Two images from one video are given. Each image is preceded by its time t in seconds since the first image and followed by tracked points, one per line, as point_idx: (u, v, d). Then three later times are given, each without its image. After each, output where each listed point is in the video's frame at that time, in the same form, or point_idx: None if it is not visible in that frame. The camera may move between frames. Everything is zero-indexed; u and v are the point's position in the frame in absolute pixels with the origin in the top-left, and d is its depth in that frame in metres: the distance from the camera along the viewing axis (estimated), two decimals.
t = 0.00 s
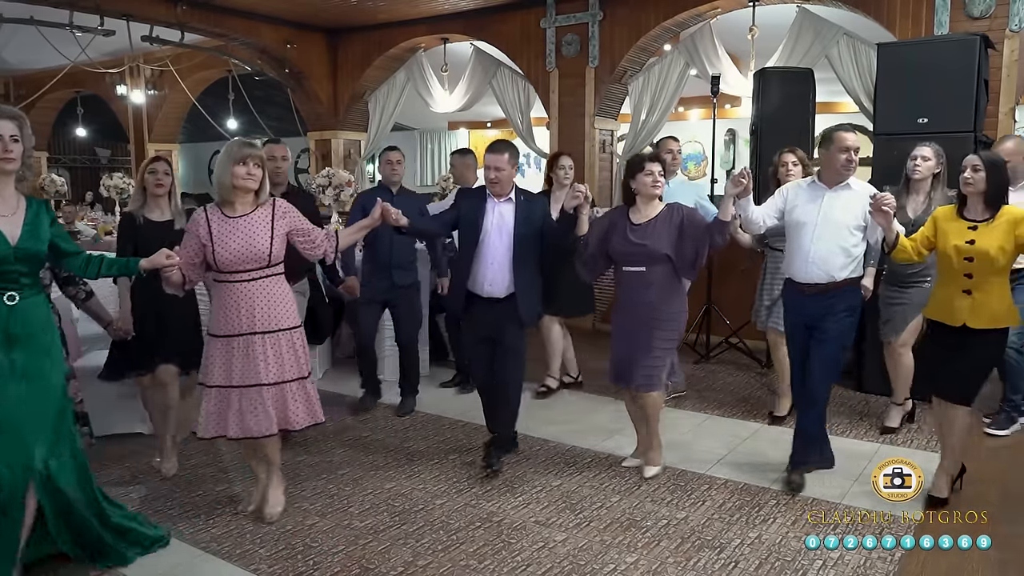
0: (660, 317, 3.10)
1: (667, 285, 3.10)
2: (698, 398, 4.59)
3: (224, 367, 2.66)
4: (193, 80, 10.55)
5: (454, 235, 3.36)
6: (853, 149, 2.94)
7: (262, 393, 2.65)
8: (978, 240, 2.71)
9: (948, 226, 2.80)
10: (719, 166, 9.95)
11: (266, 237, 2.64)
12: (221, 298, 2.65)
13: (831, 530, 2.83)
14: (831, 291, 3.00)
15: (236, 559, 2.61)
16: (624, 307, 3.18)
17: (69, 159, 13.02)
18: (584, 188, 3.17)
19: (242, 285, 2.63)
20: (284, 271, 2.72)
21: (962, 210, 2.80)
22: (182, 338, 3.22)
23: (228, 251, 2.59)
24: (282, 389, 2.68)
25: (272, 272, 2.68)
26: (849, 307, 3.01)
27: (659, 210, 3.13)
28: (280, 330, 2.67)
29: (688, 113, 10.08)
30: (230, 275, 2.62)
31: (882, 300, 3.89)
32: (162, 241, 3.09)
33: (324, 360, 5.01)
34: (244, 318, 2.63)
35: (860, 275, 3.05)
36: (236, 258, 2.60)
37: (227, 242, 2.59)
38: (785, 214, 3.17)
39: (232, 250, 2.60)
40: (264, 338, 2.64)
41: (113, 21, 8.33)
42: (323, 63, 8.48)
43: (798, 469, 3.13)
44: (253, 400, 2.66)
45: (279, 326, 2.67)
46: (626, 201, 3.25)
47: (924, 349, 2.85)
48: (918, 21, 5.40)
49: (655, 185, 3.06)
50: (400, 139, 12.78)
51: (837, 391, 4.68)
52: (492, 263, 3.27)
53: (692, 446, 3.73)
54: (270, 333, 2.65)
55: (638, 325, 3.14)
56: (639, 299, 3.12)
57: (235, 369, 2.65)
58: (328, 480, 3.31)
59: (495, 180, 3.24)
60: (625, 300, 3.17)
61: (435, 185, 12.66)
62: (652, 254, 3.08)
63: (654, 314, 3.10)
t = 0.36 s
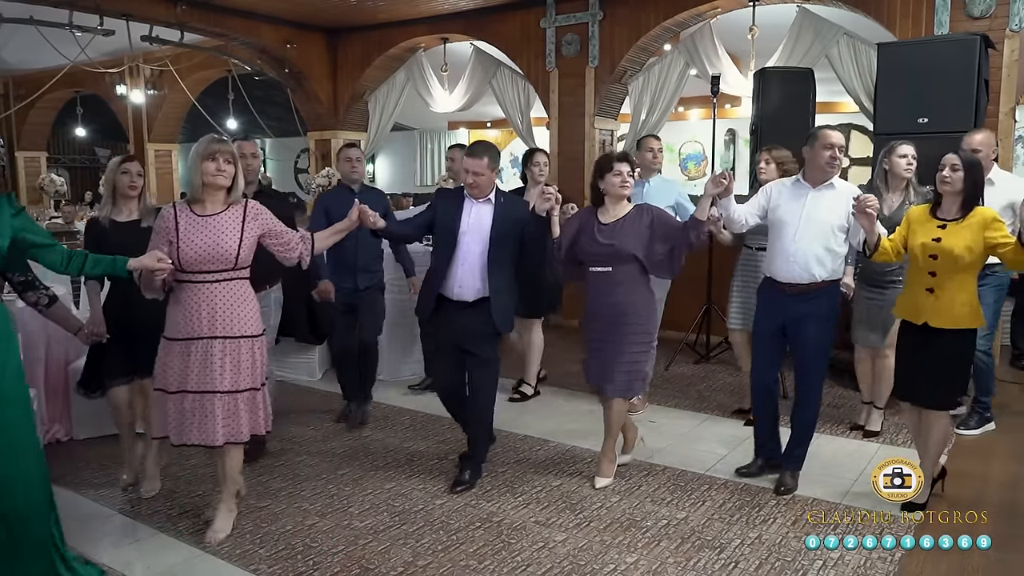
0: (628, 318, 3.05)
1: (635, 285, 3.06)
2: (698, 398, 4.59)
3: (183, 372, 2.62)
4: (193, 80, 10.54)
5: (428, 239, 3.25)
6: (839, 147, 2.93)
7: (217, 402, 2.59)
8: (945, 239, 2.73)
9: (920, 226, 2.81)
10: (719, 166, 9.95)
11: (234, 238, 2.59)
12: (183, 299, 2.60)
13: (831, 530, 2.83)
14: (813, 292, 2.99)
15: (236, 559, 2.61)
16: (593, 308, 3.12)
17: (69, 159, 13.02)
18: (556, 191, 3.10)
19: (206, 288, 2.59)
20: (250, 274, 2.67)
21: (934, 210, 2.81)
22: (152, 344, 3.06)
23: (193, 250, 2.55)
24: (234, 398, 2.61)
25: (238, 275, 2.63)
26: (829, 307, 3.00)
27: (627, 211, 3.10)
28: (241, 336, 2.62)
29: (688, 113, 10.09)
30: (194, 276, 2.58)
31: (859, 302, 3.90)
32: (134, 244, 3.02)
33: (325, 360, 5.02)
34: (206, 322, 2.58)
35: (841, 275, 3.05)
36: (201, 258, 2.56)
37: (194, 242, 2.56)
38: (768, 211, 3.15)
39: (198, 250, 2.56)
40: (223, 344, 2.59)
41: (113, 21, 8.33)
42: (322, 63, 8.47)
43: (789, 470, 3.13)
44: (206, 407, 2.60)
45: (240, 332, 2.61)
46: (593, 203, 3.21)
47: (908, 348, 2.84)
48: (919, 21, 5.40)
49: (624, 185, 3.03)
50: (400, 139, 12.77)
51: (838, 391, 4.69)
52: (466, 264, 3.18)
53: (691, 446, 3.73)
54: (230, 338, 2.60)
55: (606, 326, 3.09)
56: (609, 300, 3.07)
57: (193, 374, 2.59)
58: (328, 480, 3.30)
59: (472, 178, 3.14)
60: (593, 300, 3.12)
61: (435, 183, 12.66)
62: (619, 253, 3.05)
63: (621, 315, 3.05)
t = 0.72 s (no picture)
0: (609, 316, 3.09)
1: (616, 282, 3.10)
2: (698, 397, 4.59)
3: (163, 377, 2.56)
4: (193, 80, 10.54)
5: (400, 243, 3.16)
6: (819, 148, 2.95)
7: (205, 405, 2.58)
8: (927, 238, 2.75)
9: (900, 225, 2.84)
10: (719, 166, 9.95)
11: (214, 239, 2.59)
12: (162, 301, 2.56)
13: (831, 530, 2.83)
14: (797, 292, 2.99)
15: (236, 560, 2.61)
16: (573, 306, 3.14)
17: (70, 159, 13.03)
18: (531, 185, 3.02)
19: (186, 289, 2.56)
20: (227, 274, 2.67)
21: (912, 210, 2.83)
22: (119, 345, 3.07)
23: (172, 251, 2.52)
24: (221, 400, 2.61)
25: (217, 275, 2.62)
26: (815, 306, 3.02)
27: (605, 207, 3.13)
28: (225, 337, 2.61)
29: (688, 113, 10.10)
30: (173, 277, 2.55)
31: (840, 300, 3.88)
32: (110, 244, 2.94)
33: (325, 360, 5.03)
34: (190, 325, 2.56)
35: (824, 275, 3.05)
36: (181, 260, 2.53)
37: (173, 244, 2.53)
38: (748, 211, 3.16)
39: (177, 252, 2.53)
40: (210, 345, 2.58)
41: (113, 21, 8.34)
42: (322, 63, 8.47)
43: (790, 469, 3.14)
44: (194, 410, 2.58)
45: (224, 333, 2.61)
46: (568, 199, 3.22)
47: (889, 349, 2.88)
48: (919, 22, 5.40)
49: (600, 182, 3.05)
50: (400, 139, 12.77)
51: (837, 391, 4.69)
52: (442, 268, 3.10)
53: (691, 446, 3.73)
54: (216, 339, 2.59)
55: (587, 323, 3.11)
56: (591, 298, 3.09)
57: (177, 378, 2.56)
58: (328, 480, 3.30)
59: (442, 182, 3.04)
60: (573, 297, 3.14)
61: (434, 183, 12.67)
62: (603, 250, 3.07)
63: (602, 313, 3.08)
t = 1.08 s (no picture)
0: (596, 314, 3.10)
1: (602, 282, 3.12)
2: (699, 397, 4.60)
3: (147, 375, 2.56)
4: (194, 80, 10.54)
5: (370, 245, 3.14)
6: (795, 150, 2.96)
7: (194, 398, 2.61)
8: (912, 237, 2.77)
9: (884, 224, 2.85)
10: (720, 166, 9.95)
11: (185, 236, 2.58)
12: (136, 300, 2.56)
13: (831, 530, 2.83)
14: (785, 291, 2.99)
15: (237, 559, 2.61)
16: (558, 306, 3.14)
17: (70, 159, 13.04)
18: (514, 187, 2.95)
19: (159, 287, 2.55)
20: (201, 271, 2.65)
21: (893, 210, 2.85)
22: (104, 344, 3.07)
23: (143, 249, 2.52)
24: (212, 391, 2.66)
25: (191, 273, 2.62)
26: (799, 305, 3.03)
27: (588, 209, 3.16)
28: (202, 333, 2.63)
29: (689, 113, 10.10)
30: (145, 275, 2.55)
31: (819, 298, 3.85)
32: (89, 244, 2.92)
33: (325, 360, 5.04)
34: (165, 323, 2.55)
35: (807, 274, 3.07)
36: (153, 258, 2.53)
37: (144, 242, 2.52)
38: (729, 215, 3.16)
39: (148, 250, 2.52)
40: (187, 342, 2.59)
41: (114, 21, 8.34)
42: (323, 63, 8.47)
43: (766, 471, 3.13)
44: (184, 405, 2.61)
45: (199, 329, 2.62)
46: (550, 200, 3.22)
47: (882, 347, 2.89)
48: (920, 22, 5.40)
49: (584, 183, 3.08)
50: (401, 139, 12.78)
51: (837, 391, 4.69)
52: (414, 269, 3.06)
53: (692, 446, 3.73)
54: (192, 335, 2.60)
55: (574, 322, 3.12)
56: (578, 296, 3.10)
57: (162, 376, 2.56)
58: (330, 480, 3.31)
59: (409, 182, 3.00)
60: (557, 297, 3.14)
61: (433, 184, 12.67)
62: (591, 251, 3.09)
63: (589, 311, 3.10)
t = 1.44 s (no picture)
0: (593, 319, 3.10)
1: (599, 285, 3.11)
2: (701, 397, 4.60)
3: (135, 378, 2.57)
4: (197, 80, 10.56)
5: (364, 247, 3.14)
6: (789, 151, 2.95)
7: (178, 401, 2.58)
8: (906, 239, 2.77)
9: (878, 227, 2.85)
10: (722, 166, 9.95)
11: (173, 239, 2.57)
12: (125, 303, 2.56)
13: (833, 530, 2.83)
14: (772, 296, 3.00)
15: (239, 559, 2.61)
16: (556, 309, 3.14)
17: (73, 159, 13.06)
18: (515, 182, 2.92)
19: (148, 289, 2.55)
20: (188, 273, 2.65)
21: (887, 212, 2.86)
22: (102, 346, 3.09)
23: (130, 251, 2.51)
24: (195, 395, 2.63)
25: (178, 275, 2.61)
26: (789, 308, 3.02)
27: (586, 210, 3.14)
28: (190, 336, 2.62)
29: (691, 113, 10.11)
30: (133, 277, 2.54)
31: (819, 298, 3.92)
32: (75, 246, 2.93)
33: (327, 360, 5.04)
34: (152, 325, 2.55)
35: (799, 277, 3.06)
36: (141, 260, 2.52)
37: (131, 243, 2.51)
38: (721, 217, 3.15)
39: (135, 251, 2.51)
40: (175, 345, 2.57)
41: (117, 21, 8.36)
42: (325, 63, 8.48)
43: (749, 473, 3.13)
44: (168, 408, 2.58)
45: (187, 332, 2.61)
46: (549, 201, 3.22)
47: (873, 350, 2.88)
48: (923, 22, 5.40)
49: (584, 184, 3.07)
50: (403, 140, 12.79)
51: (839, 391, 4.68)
52: (409, 272, 3.06)
53: (693, 446, 3.73)
54: (180, 338, 2.59)
55: (572, 326, 3.12)
56: (575, 299, 3.10)
57: (148, 379, 2.56)
58: (332, 480, 3.31)
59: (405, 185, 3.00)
60: (556, 300, 3.14)
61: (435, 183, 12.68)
62: (587, 254, 3.07)
63: (586, 315, 3.09)
